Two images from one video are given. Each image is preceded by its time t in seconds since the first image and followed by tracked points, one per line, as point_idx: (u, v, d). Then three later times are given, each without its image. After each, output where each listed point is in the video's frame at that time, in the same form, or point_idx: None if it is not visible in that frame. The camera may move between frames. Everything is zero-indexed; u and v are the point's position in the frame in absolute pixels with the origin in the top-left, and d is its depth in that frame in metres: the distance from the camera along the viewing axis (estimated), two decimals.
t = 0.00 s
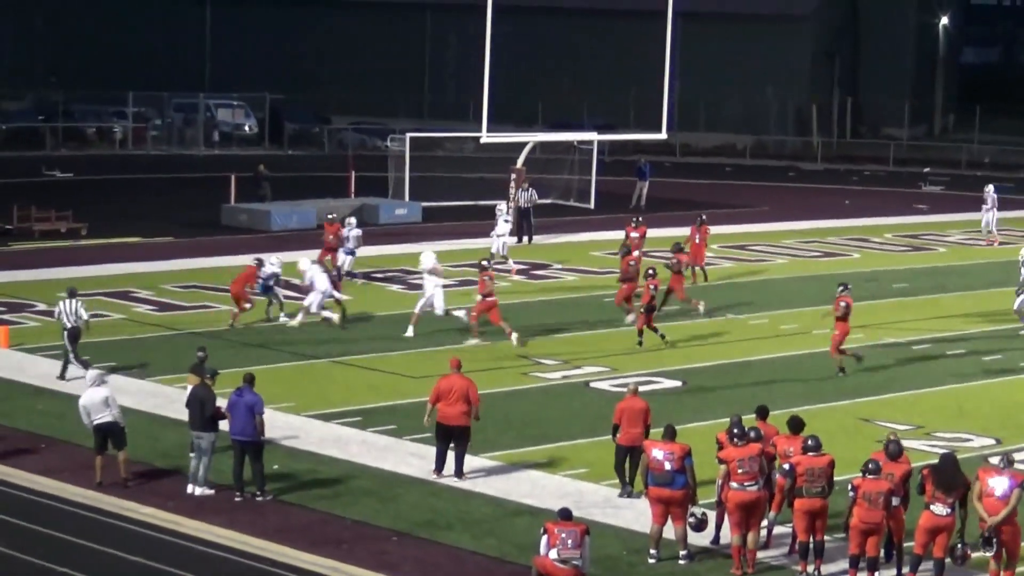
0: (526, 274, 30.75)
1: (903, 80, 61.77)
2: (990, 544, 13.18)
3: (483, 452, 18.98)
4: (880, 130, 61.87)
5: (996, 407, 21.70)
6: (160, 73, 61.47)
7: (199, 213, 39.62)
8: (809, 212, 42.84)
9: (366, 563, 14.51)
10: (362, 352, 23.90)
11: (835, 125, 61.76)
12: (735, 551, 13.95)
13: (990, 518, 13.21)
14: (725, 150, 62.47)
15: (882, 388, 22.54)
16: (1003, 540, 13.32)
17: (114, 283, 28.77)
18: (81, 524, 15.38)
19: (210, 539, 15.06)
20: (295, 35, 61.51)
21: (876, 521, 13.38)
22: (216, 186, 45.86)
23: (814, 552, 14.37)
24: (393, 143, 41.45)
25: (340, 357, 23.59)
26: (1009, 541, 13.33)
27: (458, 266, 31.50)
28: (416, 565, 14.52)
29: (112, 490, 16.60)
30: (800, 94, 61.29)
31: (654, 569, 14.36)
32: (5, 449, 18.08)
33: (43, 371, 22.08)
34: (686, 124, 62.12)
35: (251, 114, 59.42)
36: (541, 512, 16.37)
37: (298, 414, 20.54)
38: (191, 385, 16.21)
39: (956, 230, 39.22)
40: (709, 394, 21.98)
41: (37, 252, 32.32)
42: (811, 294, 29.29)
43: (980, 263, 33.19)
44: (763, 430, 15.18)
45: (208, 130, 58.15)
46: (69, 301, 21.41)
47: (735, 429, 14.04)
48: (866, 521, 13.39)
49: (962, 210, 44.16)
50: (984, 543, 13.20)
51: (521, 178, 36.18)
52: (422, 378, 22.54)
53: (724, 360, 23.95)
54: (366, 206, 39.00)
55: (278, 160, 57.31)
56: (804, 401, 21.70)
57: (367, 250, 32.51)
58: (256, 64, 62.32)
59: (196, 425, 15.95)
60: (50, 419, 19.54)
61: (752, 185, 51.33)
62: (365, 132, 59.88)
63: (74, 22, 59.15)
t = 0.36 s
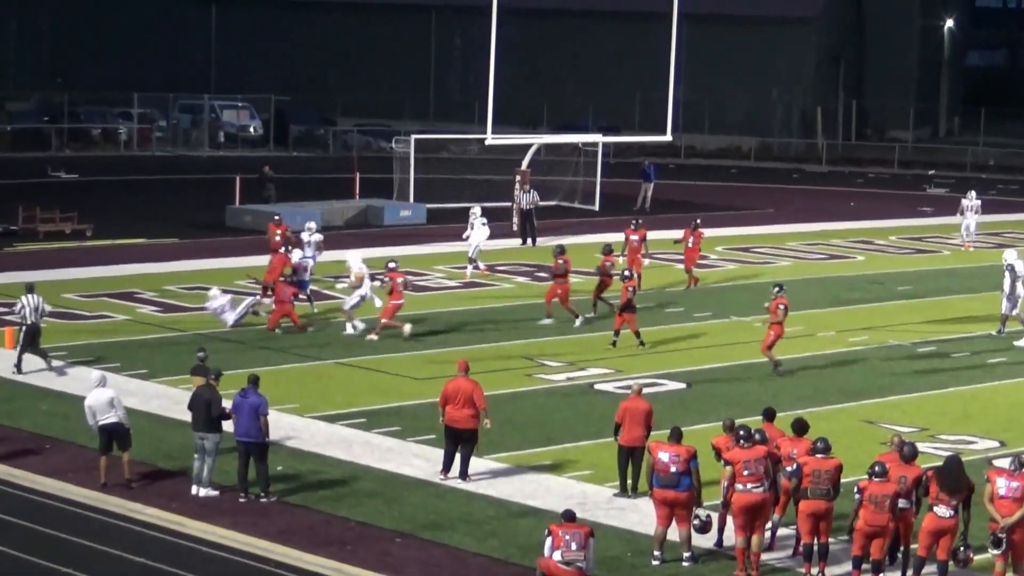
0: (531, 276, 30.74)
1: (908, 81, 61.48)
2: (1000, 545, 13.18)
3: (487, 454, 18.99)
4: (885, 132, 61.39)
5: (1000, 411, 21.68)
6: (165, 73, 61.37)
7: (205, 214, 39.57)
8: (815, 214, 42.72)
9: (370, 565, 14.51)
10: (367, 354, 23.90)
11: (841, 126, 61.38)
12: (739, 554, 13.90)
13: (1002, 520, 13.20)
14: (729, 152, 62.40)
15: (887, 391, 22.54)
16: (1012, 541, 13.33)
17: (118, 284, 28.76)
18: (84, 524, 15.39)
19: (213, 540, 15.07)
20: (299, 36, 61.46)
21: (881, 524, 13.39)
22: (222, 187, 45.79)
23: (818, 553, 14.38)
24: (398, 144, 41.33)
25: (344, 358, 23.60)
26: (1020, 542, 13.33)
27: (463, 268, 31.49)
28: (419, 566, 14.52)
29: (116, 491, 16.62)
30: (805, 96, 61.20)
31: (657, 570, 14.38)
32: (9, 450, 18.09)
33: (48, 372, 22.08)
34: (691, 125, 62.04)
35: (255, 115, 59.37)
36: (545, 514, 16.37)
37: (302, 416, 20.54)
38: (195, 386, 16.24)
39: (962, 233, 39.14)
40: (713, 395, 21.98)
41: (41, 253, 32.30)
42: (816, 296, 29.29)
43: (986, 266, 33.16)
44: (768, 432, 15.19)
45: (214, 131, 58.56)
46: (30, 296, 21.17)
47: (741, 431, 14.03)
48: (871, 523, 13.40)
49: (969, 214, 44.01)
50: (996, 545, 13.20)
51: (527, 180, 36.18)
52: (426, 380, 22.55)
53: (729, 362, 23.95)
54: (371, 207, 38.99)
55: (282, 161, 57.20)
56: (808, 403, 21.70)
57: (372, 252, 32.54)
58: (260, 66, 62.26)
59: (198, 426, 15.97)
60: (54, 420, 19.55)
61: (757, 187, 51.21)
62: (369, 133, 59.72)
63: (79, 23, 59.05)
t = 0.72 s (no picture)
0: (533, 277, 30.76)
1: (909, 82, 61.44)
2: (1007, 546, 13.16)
3: (488, 454, 19.00)
4: (886, 132, 61.58)
5: (1002, 409, 21.68)
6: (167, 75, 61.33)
7: (207, 215, 39.60)
8: (816, 214, 42.74)
9: (373, 565, 14.52)
10: (369, 354, 23.90)
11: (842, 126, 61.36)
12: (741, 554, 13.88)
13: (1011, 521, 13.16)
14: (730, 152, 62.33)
15: (889, 390, 22.55)
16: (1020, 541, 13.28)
17: (120, 285, 28.77)
18: (86, 525, 15.40)
19: (216, 541, 15.08)
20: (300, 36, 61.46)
21: (884, 524, 13.39)
22: (225, 189, 45.81)
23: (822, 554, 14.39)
24: (399, 145, 41.36)
25: (346, 359, 23.61)
26: None
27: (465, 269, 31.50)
28: (422, 566, 14.53)
29: (118, 492, 16.62)
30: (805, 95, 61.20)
31: (661, 571, 14.38)
32: (11, 451, 18.09)
33: (50, 373, 22.09)
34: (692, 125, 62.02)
35: (257, 116, 59.38)
36: (547, 514, 16.38)
37: (304, 416, 20.56)
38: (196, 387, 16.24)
39: (965, 232, 39.14)
40: (715, 395, 22.01)
41: (43, 255, 32.30)
42: (818, 296, 29.31)
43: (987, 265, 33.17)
44: (771, 433, 15.20)
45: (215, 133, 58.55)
46: None
47: (745, 431, 14.03)
48: (873, 523, 13.41)
49: (970, 213, 43.98)
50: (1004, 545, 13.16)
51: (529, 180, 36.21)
52: (428, 380, 22.55)
53: (731, 362, 23.96)
54: (372, 208, 39.03)
55: (284, 162, 57.20)
56: (812, 403, 21.70)
57: (374, 254, 32.56)
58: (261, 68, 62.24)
59: (198, 427, 15.97)
60: (55, 421, 19.55)
61: (757, 187, 51.23)
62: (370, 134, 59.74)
63: (80, 25, 59.01)
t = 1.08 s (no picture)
0: (553, 280, 30.79)
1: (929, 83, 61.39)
2: None
3: (510, 457, 19.00)
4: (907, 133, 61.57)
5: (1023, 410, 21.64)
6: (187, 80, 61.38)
7: (230, 218, 39.69)
8: (837, 215, 42.76)
9: (395, 568, 14.52)
10: (390, 357, 23.91)
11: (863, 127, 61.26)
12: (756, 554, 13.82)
13: None
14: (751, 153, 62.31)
15: (912, 391, 22.54)
16: None
17: (140, 289, 28.79)
18: (109, 529, 15.41)
19: (238, 544, 15.10)
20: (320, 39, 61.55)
21: (908, 526, 13.37)
22: (247, 192, 45.93)
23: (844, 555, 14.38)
24: (420, 148, 41.45)
25: (368, 362, 23.63)
26: None
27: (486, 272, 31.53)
28: (444, 569, 14.53)
29: (141, 496, 16.63)
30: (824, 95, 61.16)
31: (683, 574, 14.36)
32: (33, 456, 18.11)
33: (73, 377, 22.12)
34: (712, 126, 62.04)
35: (277, 119, 59.44)
36: (570, 516, 16.38)
37: (327, 419, 20.58)
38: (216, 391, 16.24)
39: (986, 233, 39.12)
40: (736, 396, 22.01)
41: (64, 259, 32.33)
42: (838, 297, 29.30)
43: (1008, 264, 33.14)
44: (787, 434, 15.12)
45: (236, 135, 58.74)
46: None
47: (767, 432, 14.00)
48: (898, 524, 13.38)
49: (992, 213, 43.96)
50: None
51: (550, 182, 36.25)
52: (450, 383, 22.56)
53: (752, 363, 23.96)
54: (393, 211, 39.07)
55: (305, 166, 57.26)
56: (834, 404, 21.68)
57: (394, 257, 32.60)
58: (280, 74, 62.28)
59: (218, 431, 15.98)
60: (77, 425, 19.57)
61: (778, 188, 51.27)
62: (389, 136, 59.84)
63: (98, 32, 59.00)
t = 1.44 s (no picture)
0: (575, 283, 30.80)
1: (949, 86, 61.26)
2: None
3: (532, 460, 18.99)
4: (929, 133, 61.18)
5: None
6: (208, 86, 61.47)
7: (252, 224, 39.72)
8: (858, 218, 42.72)
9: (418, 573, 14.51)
10: (412, 362, 23.91)
11: (885, 128, 61.04)
12: (768, 560, 13.79)
13: None
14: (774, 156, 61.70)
15: (935, 393, 22.49)
16: None
17: (162, 295, 28.83)
18: (131, 535, 15.41)
19: (261, 550, 15.10)
20: (339, 44, 61.59)
21: (931, 528, 13.35)
22: (269, 198, 45.99)
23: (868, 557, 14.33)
24: (441, 153, 41.52)
25: (389, 367, 23.63)
26: None
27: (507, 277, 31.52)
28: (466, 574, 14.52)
29: (164, 502, 16.65)
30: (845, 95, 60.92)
31: None
32: (56, 462, 18.14)
33: (95, 384, 22.14)
34: (733, 128, 62.02)
35: (297, 124, 59.49)
36: (593, 519, 16.35)
37: (349, 424, 20.57)
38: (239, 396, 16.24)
39: (1007, 235, 39.06)
40: (759, 399, 21.98)
41: (86, 266, 32.38)
42: (860, 300, 29.28)
43: None
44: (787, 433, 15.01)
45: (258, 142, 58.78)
46: (10, 295, 22.74)
47: (780, 437, 13.95)
48: (921, 527, 13.35)
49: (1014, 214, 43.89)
50: None
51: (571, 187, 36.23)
52: (471, 387, 22.55)
53: (772, 367, 23.95)
54: (415, 216, 39.07)
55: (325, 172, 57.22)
56: (855, 406, 21.63)
57: (414, 264, 32.65)
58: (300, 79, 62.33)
59: (240, 437, 15.98)
60: (100, 432, 19.60)
61: (799, 191, 51.29)
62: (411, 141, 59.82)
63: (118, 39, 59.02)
